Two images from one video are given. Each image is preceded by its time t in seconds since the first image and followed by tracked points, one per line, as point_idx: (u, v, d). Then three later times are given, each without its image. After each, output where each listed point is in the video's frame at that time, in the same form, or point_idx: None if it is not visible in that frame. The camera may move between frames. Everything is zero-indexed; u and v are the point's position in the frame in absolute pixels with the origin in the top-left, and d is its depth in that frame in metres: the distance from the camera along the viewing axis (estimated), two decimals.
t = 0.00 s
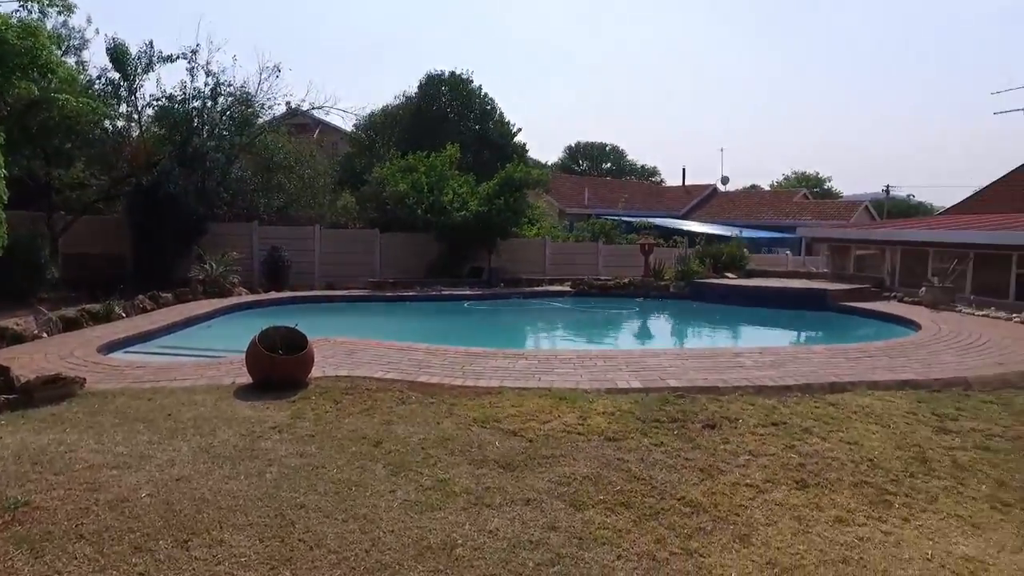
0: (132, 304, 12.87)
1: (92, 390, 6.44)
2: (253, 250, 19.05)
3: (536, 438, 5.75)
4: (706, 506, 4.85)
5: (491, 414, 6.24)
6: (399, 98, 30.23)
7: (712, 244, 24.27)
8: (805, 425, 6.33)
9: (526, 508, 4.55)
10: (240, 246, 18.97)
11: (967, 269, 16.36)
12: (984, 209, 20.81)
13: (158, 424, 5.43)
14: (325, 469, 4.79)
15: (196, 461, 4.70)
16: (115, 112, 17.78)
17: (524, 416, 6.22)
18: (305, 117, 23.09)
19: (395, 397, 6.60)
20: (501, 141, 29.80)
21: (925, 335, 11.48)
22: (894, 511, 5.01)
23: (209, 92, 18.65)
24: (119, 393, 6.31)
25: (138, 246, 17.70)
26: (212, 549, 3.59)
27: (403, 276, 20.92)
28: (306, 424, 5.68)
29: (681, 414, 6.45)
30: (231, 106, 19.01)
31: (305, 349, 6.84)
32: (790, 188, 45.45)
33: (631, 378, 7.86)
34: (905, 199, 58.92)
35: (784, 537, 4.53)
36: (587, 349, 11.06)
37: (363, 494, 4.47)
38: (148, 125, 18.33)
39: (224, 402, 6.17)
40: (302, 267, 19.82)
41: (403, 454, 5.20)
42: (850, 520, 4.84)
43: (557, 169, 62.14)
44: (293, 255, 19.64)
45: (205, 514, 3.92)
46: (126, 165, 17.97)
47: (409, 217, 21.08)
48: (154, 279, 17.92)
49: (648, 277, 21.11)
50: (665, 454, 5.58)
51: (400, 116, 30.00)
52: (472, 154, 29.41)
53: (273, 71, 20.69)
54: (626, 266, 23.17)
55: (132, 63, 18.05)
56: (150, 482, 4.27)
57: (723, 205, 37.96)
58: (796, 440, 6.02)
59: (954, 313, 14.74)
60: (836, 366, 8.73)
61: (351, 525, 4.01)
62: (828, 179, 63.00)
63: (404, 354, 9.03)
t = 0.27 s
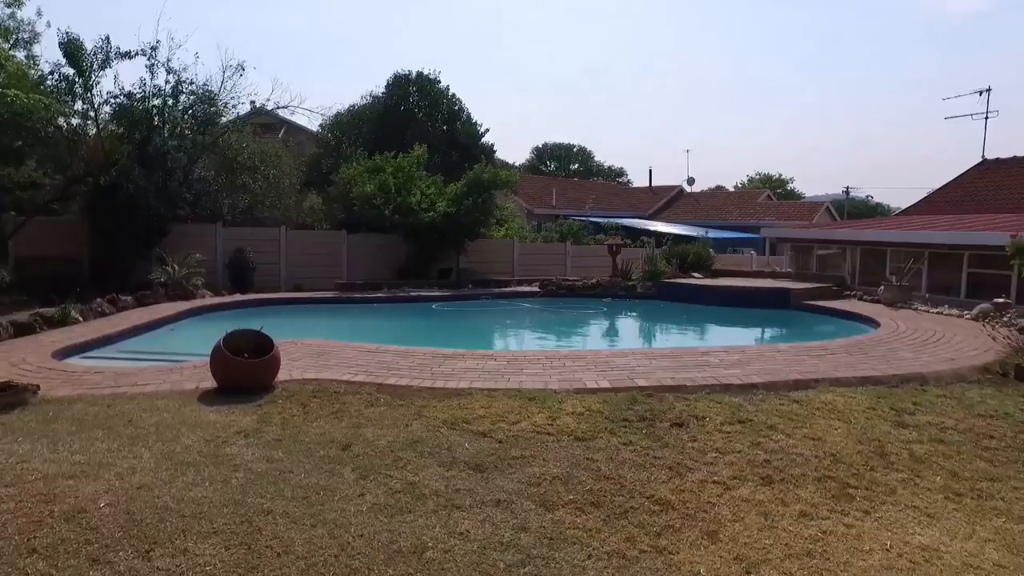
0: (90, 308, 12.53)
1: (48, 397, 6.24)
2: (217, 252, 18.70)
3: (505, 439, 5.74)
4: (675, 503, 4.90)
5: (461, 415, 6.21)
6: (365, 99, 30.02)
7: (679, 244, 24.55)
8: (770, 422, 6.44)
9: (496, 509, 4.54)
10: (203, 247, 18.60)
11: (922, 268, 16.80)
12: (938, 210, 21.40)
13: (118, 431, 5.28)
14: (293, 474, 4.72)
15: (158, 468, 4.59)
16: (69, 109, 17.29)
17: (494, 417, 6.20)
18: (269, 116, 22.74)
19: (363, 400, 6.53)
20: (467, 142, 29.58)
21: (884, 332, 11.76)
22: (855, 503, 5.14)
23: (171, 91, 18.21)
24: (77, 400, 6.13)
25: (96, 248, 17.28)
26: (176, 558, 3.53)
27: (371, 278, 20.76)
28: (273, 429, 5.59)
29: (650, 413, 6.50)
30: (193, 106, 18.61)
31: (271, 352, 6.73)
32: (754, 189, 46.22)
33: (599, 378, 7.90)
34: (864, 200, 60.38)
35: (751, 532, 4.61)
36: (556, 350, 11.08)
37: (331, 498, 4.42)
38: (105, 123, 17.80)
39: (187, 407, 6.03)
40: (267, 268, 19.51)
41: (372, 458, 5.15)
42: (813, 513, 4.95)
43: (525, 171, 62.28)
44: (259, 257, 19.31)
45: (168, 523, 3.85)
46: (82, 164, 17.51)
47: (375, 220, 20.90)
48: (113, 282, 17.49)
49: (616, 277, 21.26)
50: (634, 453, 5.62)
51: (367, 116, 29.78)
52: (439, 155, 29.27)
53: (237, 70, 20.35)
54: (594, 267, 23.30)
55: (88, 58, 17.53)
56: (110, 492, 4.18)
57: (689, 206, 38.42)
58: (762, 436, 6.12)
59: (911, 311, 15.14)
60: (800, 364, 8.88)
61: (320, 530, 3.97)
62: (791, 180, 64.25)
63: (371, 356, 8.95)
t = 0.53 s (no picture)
0: (39, 313, 12.17)
1: None
2: (173, 254, 18.27)
3: (471, 440, 5.73)
4: (639, 501, 4.95)
5: (426, 417, 6.17)
6: (327, 98, 29.67)
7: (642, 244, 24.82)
8: (732, 419, 6.54)
9: (462, 511, 4.53)
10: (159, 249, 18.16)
11: (875, 267, 17.27)
12: (890, 211, 22.04)
13: (70, 441, 5.13)
14: (254, 479, 4.65)
15: (113, 477, 4.48)
16: (13, 104, 16.65)
17: (459, 418, 6.18)
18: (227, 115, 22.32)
19: (326, 403, 6.45)
20: (431, 143, 29.41)
21: (840, 330, 12.06)
22: (813, 496, 5.27)
23: (123, 87, 17.75)
24: (26, 409, 5.93)
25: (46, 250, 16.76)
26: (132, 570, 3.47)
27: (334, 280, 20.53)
28: (234, 434, 5.49)
29: (614, 412, 6.55)
30: (148, 103, 18.28)
31: (231, 356, 6.61)
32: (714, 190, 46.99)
33: (563, 378, 7.94)
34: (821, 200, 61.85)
35: (714, 527, 4.69)
36: (521, 350, 11.09)
37: (294, 503, 4.36)
38: (53, 121, 17.14)
39: (144, 414, 5.89)
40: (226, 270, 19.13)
41: (336, 462, 5.09)
42: (774, 507, 5.05)
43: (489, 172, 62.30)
44: (218, 259, 18.92)
45: (124, 534, 3.77)
46: (30, 163, 16.95)
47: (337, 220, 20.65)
48: (64, 285, 16.98)
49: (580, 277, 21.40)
50: (599, 452, 5.66)
51: (329, 115, 29.44)
52: (402, 155, 29.08)
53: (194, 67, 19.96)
54: (558, 267, 23.41)
55: (32, 51, 16.83)
56: (61, 504, 4.07)
57: (651, 206, 38.87)
58: (724, 433, 6.22)
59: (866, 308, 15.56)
60: (760, 361, 9.06)
61: (283, 536, 3.92)
62: (750, 181, 65.48)
63: (334, 359, 8.85)
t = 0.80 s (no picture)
0: None
1: None
2: (128, 256, 17.79)
3: (435, 442, 5.72)
4: (603, 499, 5.00)
5: (390, 419, 6.14)
6: (288, 98, 29.25)
7: (605, 245, 25.04)
8: (693, 417, 6.65)
9: (427, 513, 4.52)
10: (112, 251, 17.67)
11: (830, 266, 17.73)
12: (844, 211, 22.63)
13: (19, 451, 4.98)
14: (214, 486, 4.57)
15: (65, 489, 4.37)
16: None
17: (423, 420, 6.16)
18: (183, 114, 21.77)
19: (288, 407, 6.37)
20: (393, 143, 29.19)
21: (796, 327, 12.35)
22: (771, 490, 5.40)
23: (73, 83, 17.29)
24: None
25: None
26: None
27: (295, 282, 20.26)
28: (192, 440, 5.39)
29: (578, 412, 6.61)
30: (99, 100, 17.84)
31: (189, 361, 6.48)
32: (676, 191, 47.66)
33: (527, 379, 7.97)
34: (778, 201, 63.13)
35: (676, 523, 4.76)
36: (486, 352, 11.09)
37: (256, 509, 4.30)
38: None
39: (97, 421, 5.74)
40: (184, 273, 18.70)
41: (299, 466, 5.03)
42: (734, 502, 5.16)
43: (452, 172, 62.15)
44: (175, 261, 18.47)
45: (77, 548, 3.70)
46: None
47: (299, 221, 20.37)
48: (11, 289, 16.42)
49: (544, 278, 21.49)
50: (563, 452, 5.70)
51: (290, 115, 29.02)
52: (365, 155, 28.80)
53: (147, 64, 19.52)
54: (522, 268, 23.47)
55: None
56: (9, 519, 3.97)
57: (613, 207, 39.21)
58: (685, 430, 6.32)
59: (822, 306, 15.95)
60: (720, 359, 9.22)
61: (244, 544, 3.88)
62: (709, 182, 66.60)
63: (296, 362, 8.74)
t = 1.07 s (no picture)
0: None
1: None
2: (92, 257, 17.38)
3: (408, 443, 5.70)
4: (576, 498, 5.03)
5: (362, 421, 6.10)
6: (257, 96, 28.84)
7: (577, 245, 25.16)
8: (665, 415, 6.72)
9: (399, 515, 4.51)
10: (76, 253, 17.28)
11: (799, 266, 18.04)
12: (811, 211, 23.03)
13: None
14: (182, 492, 4.50)
15: (26, 499, 4.28)
16: None
17: (396, 422, 6.13)
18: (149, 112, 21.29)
19: (259, 410, 6.30)
20: (365, 143, 29.03)
21: (765, 326, 12.54)
22: (741, 487, 5.48)
23: (31, 79, 16.84)
24: None
25: None
26: None
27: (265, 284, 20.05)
28: (159, 445, 5.30)
29: (550, 411, 6.64)
30: (60, 97, 17.37)
31: (155, 365, 6.37)
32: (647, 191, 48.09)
33: (501, 379, 7.98)
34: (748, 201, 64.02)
35: (648, 521, 4.81)
36: (459, 352, 11.08)
37: (226, 514, 4.26)
38: None
39: (60, 428, 5.62)
40: (150, 274, 18.32)
41: (270, 470, 4.98)
42: (705, 499, 5.22)
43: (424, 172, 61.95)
44: (141, 262, 18.09)
45: (38, 559, 3.64)
46: None
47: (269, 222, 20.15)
48: None
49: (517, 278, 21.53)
50: (536, 452, 5.72)
51: (259, 114, 28.61)
52: (337, 156, 28.59)
53: (111, 60, 19.10)
54: (495, 269, 23.48)
55: None
56: None
57: (586, 207, 39.41)
58: (657, 429, 6.39)
59: (790, 305, 16.23)
60: (691, 358, 9.33)
61: (213, 550, 3.84)
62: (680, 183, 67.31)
63: (266, 365, 8.63)
